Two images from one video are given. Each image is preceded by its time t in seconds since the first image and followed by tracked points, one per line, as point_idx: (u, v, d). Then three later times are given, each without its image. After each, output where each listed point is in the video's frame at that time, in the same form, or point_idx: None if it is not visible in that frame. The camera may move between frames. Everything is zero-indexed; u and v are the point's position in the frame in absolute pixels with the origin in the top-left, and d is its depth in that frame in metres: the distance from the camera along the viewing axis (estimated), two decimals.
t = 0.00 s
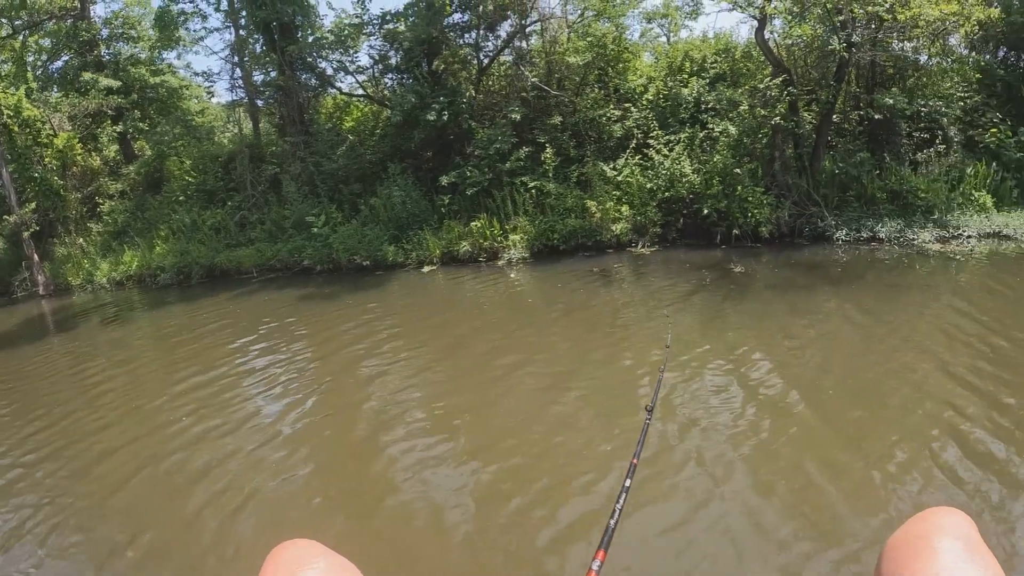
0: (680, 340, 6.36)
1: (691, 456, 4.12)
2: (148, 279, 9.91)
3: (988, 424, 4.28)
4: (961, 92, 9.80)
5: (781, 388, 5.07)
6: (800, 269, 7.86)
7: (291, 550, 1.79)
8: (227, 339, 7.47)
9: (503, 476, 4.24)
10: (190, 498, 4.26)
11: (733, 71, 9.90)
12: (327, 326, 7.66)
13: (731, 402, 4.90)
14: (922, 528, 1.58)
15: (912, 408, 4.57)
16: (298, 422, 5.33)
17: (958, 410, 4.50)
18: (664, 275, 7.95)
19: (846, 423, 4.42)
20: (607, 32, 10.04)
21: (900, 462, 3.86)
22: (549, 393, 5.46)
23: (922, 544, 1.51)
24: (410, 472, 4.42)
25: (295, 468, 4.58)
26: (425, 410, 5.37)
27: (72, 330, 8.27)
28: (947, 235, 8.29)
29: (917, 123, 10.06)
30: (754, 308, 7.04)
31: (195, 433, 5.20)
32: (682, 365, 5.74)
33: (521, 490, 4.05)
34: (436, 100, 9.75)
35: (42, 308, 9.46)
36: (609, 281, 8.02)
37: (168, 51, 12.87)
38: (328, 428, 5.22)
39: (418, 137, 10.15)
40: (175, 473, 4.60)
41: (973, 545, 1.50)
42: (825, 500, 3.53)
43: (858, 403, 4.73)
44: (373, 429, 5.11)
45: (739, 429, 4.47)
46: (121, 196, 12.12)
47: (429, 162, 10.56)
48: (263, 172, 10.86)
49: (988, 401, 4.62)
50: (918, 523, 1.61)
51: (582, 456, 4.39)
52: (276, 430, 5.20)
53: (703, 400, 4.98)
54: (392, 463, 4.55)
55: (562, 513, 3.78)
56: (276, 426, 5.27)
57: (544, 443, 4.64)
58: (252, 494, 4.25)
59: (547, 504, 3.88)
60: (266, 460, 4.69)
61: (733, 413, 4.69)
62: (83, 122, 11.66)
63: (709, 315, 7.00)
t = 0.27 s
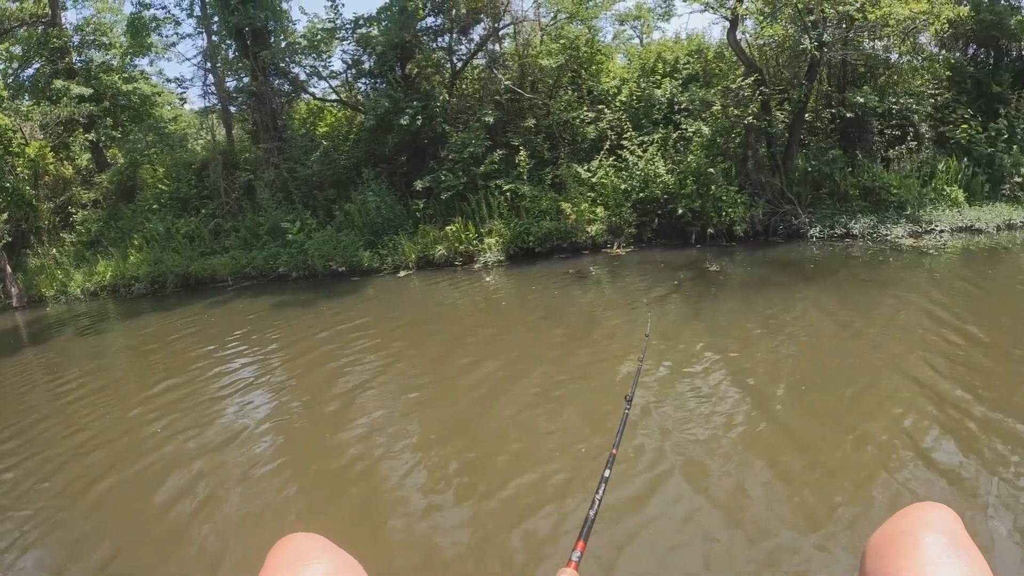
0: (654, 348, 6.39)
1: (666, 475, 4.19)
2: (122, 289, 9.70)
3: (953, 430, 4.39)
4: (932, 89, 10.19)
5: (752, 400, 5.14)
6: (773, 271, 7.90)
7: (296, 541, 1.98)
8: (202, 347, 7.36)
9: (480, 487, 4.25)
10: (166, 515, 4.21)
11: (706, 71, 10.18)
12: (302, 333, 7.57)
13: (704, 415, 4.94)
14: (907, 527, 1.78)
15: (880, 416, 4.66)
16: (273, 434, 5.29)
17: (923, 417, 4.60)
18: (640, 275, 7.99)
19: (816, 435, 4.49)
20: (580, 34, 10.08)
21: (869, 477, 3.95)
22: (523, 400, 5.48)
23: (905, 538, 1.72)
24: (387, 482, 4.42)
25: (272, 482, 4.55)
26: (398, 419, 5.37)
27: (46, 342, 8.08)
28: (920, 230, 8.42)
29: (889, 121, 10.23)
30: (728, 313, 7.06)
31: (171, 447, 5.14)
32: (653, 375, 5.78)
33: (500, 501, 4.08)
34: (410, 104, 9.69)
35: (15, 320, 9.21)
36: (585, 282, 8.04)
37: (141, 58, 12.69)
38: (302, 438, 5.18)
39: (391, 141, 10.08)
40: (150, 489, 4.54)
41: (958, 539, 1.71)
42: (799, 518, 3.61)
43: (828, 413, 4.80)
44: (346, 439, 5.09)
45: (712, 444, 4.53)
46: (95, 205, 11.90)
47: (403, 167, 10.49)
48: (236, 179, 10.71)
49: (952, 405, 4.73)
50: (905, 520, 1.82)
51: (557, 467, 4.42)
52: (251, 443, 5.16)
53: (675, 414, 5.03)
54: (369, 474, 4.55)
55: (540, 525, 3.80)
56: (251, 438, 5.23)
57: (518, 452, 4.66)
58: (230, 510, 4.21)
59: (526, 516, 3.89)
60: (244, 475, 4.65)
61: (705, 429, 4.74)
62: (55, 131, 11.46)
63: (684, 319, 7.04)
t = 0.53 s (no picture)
0: (626, 351, 6.47)
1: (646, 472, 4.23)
2: (94, 297, 9.38)
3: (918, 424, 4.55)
4: (902, 85, 10.40)
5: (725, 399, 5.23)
6: (744, 270, 8.05)
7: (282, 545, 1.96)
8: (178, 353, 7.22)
9: (464, 486, 4.25)
10: (148, 524, 4.15)
11: (678, 70, 10.39)
12: (277, 338, 7.44)
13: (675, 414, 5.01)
14: (897, 525, 1.81)
15: (848, 412, 4.80)
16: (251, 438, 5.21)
17: (888, 412, 4.76)
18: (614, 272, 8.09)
19: (786, 431, 4.61)
20: (553, 34, 10.21)
21: (841, 472, 4.06)
22: (498, 399, 5.52)
23: (897, 536, 1.75)
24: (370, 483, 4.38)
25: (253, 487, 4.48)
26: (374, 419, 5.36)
27: (17, 352, 7.80)
28: (893, 225, 8.79)
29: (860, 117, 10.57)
30: (700, 313, 7.18)
31: (147, 454, 5.02)
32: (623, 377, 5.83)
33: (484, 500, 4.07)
34: (383, 105, 9.69)
35: None
36: (560, 282, 8.08)
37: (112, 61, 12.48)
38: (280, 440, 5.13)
39: (365, 143, 10.03)
40: (128, 499, 4.43)
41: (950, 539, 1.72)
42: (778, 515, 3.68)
43: (795, 409, 4.93)
44: (325, 441, 5.06)
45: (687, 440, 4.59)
46: (67, 212, 11.64)
47: (377, 168, 10.43)
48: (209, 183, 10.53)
49: (916, 400, 4.91)
50: (894, 520, 1.84)
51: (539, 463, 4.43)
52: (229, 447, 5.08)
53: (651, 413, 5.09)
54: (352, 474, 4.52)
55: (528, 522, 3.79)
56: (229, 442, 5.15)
57: (498, 450, 4.66)
58: (214, 519, 4.14)
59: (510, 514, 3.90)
60: (225, 480, 4.58)
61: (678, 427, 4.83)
62: (25, 136, 11.22)
63: (656, 320, 7.15)
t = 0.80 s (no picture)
0: (600, 355, 6.56)
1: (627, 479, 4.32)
2: (67, 302, 9.13)
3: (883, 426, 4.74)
4: (875, 83, 10.75)
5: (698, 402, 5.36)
6: (717, 270, 8.18)
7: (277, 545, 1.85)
8: (155, 357, 7.12)
9: (449, 496, 4.31)
10: (130, 538, 4.08)
11: (651, 68, 10.58)
12: (254, 342, 7.32)
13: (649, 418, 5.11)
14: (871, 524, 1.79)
15: (815, 416, 4.95)
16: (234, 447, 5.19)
17: (852, 415, 4.94)
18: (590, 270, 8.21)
19: (760, 436, 4.75)
20: (526, 33, 10.39)
21: (813, 474, 4.20)
22: (475, 405, 5.60)
23: (870, 537, 1.72)
24: (355, 494, 4.42)
25: (237, 498, 4.48)
26: (351, 425, 5.40)
27: None
28: (865, 220, 9.08)
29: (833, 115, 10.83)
30: (673, 313, 7.29)
31: (128, 466, 4.96)
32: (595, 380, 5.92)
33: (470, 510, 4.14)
34: (356, 105, 9.70)
35: None
36: (536, 281, 8.14)
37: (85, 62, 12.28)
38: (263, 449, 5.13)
39: (339, 143, 10.00)
40: (109, 512, 4.37)
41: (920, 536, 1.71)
42: (758, 521, 3.80)
43: (765, 415, 5.09)
44: (307, 448, 5.07)
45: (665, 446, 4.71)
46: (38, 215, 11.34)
47: (351, 168, 10.41)
48: (182, 185, 10.34)
49: (880, 402, 5.11)
50: (870, 522, 1.81)
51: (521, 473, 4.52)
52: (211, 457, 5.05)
53: (628, 418, 5.19)
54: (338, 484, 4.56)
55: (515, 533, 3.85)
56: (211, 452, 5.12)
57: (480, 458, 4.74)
58: (200, 531, 4.12)
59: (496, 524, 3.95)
60: (210, 492, 4.56)
61: (654, 431, 4.94)
62: None
63: (629, 319, 7.24)
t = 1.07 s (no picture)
0: (570, 353, 6.61)
1: (599, 488, 4.38)
2: (36, 306, 8.86)
3: (842, 427, 4.91)
4: (845, 83, 11.03)
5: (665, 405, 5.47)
6: (688, 271, 8.30)
7: (260, 549, 1.75)
8: (126, 361, 6.94)
9: (427, 493, 4.30)
10: (103, 547, 3.96)
11: (623, 67, 11.01)
12: (227, 344, 7.19)
13: (619, 425, 5.20)
14: (829, 528, 1.73)
15: (785, 419, 5.07)
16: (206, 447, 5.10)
17: (813, 415, 5.10)
18: (563, 270, 8.30)
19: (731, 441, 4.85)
20: (499, 32, 10.73)
21: (777, 476, 4.33)
22: (445, 403, 5.63)
23: (826, 542, 1.68)
24: (331, 492, 4.37)
25: (212, 499, 4.40)
26: (321, 424, 5.37)
27: None
28: (837, 217, 9.48)
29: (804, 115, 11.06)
30: (643, 313, 7.37)
31: (97, 469, 4.82)
32: (563, 383, 5.96)
33: (448, 507, 4.12)
34: (328, 104, 9.80)
35: None
36: (510, 282, 8.19)
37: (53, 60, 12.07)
38: (235, 449, 5.06)
39: (311, 142, 10.02)
40: (78, 518, 4.25)
41: (880, 538, 1.66)
42: (734, 525, 3.86)
43: (730, 416, 5.22)
44: (278, 448, 5.02)
45: (636, 451, 4.80)
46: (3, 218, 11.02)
47: (323, 168, 10.38)
48: (152, 186, 10.14)
49: (839, 402, 5.29)
50: (828, 523, 1.76)
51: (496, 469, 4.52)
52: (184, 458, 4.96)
53: (600, 422, 5.27)
54: (313, 482, 4.51)
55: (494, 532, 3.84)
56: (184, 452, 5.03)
57: (454, 456, 4.74)
58: (175, 533, 4.03)
59: (474, 522, 3.95)
60: (182, 494, 4.47)
61: (623, 436, 5.03)
62: None
63: (600, 319, 7.31)
